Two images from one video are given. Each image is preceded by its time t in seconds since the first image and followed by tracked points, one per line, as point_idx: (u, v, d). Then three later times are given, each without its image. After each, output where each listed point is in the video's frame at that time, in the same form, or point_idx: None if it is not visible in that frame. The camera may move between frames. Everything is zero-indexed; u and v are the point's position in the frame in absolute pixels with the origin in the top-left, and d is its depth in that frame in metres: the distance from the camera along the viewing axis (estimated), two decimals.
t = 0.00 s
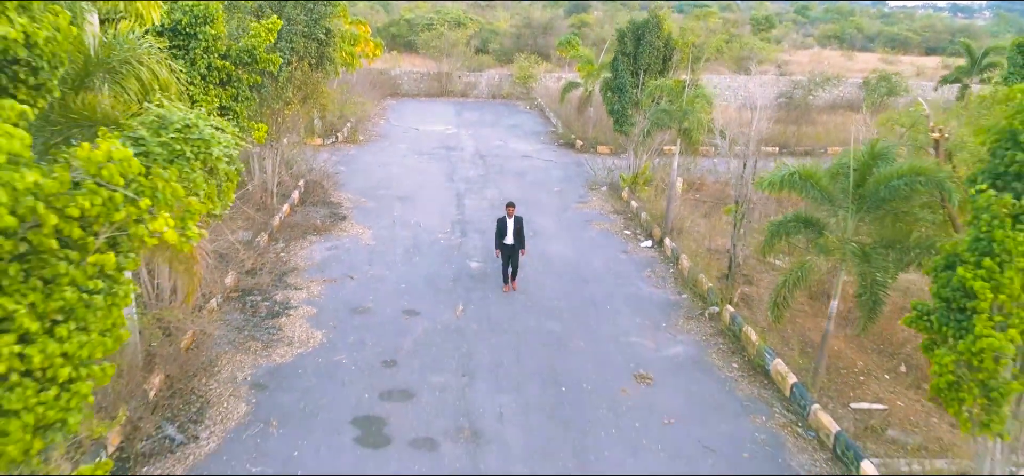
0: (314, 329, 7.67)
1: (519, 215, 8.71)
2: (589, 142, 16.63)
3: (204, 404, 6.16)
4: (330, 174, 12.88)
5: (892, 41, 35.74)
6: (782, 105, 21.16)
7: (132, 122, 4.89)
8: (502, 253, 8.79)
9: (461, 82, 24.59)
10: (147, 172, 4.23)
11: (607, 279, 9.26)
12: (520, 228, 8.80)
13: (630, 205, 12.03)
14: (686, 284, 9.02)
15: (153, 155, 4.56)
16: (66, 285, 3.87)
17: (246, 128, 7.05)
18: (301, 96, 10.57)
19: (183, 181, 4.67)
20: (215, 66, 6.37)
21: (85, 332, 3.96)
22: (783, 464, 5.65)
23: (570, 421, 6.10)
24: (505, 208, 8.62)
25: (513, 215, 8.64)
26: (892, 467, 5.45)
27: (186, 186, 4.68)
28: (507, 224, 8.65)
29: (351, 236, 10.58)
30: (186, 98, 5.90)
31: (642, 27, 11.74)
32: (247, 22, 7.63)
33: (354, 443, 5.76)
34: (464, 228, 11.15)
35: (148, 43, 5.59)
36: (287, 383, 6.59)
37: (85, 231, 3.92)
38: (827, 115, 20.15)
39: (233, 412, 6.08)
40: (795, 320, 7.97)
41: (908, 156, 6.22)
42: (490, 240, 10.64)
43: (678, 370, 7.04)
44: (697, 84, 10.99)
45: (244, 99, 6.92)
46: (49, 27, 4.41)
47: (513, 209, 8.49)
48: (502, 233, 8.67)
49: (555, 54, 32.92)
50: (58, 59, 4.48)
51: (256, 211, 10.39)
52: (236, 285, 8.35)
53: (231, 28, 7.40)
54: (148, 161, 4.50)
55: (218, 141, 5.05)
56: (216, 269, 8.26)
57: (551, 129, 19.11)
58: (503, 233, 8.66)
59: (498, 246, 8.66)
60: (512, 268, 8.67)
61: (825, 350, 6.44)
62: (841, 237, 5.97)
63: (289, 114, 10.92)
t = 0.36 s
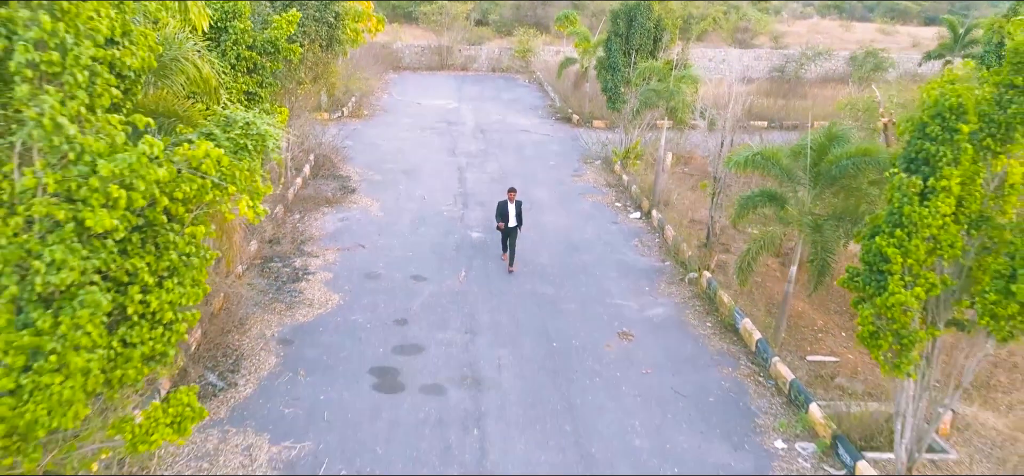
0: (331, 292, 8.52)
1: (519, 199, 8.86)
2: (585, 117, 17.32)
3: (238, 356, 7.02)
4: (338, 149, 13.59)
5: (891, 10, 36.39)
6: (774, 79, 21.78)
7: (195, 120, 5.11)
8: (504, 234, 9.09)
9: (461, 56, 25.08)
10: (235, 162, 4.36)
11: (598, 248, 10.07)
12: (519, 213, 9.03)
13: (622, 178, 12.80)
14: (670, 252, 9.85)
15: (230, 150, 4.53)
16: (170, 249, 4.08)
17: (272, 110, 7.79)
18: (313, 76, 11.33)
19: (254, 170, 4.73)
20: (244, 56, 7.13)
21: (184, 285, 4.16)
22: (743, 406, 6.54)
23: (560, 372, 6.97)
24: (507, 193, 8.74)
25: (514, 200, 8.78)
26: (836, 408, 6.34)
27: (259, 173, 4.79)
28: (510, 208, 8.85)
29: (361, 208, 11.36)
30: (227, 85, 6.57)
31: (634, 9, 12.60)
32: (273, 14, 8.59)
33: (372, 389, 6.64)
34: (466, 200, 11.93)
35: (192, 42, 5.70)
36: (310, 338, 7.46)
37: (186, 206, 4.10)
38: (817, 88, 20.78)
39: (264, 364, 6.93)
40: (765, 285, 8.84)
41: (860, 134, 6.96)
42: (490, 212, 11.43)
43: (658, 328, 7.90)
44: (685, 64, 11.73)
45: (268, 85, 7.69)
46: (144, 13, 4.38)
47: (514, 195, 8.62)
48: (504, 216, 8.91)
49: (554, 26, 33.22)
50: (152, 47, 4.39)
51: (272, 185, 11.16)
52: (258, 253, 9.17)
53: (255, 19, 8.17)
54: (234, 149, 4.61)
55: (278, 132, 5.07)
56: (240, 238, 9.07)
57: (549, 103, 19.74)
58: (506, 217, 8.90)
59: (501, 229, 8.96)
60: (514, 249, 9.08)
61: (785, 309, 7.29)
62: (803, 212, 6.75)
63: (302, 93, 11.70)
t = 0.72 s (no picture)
0: (336, 280, 8.78)
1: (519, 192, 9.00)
2: (584, 109, 17.51)
3: (247, 342, 7.28)
4: (340, 141, 13.81)
5: (891, 0, 36.65)
6: (771, 71, 21.96)
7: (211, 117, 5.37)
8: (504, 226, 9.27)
9: (461, 47, 25.21)
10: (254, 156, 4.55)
11: (595, 238, 10.32)
12: (519, 205, 9.19)
13: (619, 170, 13.04)
14: (665, 242, 10.10)
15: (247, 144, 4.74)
16: (194, 238, 4.26)
17: (279, 103, 8.02)
18: (315, 70, 11.57)
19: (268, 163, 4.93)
20: (251, 52, 7.37)
21: (206, 271, 4.33)
22: (733, 389, 6.81)
23: (557, 357, 7.24)
24: (507, 187, 8.86)
25: (514, 194, 8.92)
26: (821, 391, 6.61)
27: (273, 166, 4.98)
28: (510, 201, 9.01)
29: (363, 199, 11.60)
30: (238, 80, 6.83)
31: (631, 3, 12.82)
32: (278, 11, 8.83)
33: (376, 373, 6.91)
34: (466, 191, 12.16)
35: (204, 39, 5.92)
36: (316, 325, 7.72)
37: (208, 197, 4.30)
38: (814, 79, 20.97)
39: (272, 349, 7.20)
40: (757, 274, 9.11)
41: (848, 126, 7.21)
42: (489, 202, 11.67)
43: (653, 316, 8.16)
44: (681, 57, 11.97)
45: (275, 80, 7.91)
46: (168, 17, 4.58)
47: (514, 189, 8.76)
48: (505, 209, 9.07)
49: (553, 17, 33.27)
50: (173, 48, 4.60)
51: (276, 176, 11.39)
52: (264, 243, 9.42)
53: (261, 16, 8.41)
54: (251, 144, 4.83)
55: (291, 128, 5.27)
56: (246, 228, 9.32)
57: (548, 95, 19.92)
58: (506, 210, 9.07)
59: (501, 221, 9.14)
60: (514, 241, 9.28)
61: (774, 297, 7.55)
62: (791, 202, 7.04)
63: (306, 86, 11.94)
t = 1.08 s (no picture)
0: (340, 268, 9.04)
1: (519, 183, 9.22)
2: (582, 100, 17.72)
3: (256, 327, 7.56)
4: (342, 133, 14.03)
5: None
6: (769, 62, 22.11)
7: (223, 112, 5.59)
8: (503, 217, 9.49)
9: (461, 39, 25.33)
10: (269, 150, 4.74)
11: (592, 228, 10.58)
12: (519, 197, 9.39)
13: (617, 161, 13.28)
14: (661, 231, 10.35)
15: (262, 137, 4.99)
16: (214, 226, 4.39)
17: (286, 97, 8.26)
18: (319, 62, 11.78)
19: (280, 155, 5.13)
20: (258, 47, 7.60)
21: (225, 257, 4.47)
22: (722, 373, 7.10)
23: (555, 342, 7.52)
24: (506, 179, 9.09)
25: (514, 186, 9.15)
26: (807, 374, 6.90)
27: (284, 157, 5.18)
28: (510, 192, 9.23)
29: (366, 189, 11.84)
30: (246, 75, 7.06)
31: None
32: (284, 5, 9.05)
33: (381, 357, 7.19)
34: (466, 182, 12.41)
35: (215, 36, 6.14)
36: (322, 311, 8.00)
37: (226, 189, 4.46)
38: (811, 71, 21.13)
39: (280, 334, 7.47)
40: (749, 262, 9.38)
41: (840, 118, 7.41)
42: (489, 193, 11.91)
43: (648, 303, 8.43)
44: (677, 50, 12.21)
45: (280, 74, 8.11)
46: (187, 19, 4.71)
47: (513, 181, 8.97)
48: (505, 200, 9.28)
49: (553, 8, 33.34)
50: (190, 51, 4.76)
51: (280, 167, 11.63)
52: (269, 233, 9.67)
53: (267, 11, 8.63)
54: (264, 140, 5.05)
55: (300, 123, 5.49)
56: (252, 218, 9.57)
57: (547, 86, 20.10)
58: (506, 201, 9.28)
59: (500, 212, 9.36)
60: (513, 231, 9.52)
61: (764, 285, 7.82)
62: (780, 193, 7.31)
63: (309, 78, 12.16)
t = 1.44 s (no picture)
0: (345, 257, 9.31)
1: (518, 174, 9.46)
2: (581, 92, 17.94)
3: (264, 313, 7.83)
4: (344, 124, 14.27)
5: None
6: (767, 54, 22.28)
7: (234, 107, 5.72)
8: (502, 207, 9.74)
9: (461, 30, 25.50)
10: (284, 142, 4.76)
11: (589, 218, 10.85)
12: (519, 187, 9.60)
13: (614, 152, 13.53)
14: (656, 221, 10.62)
15: (275, 132, 5.22)
16: (233, 215, 4.41)
17: (292, 90, 8.50)
18: (322, 55, 12.02)
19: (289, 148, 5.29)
20: (265, 42, 7.87)
21: (242, 244, 4.52)
22: (713, 356, 7.40)
23: (552, 328, 7.80)
24: (506, 170, 9.34)
25: (513, 176, 9.40)
26: (794, 357, 7.19)
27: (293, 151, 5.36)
28: (509, 182, 9.48)
29: (368, 180, 12.10)
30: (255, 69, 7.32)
31: None
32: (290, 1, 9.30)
33: (385, 341, 7.48)
34: (466, 173, 12.67)
35: (226, 33, 6.33)
36: (328, 298, 8.28)
37: (243, 180, 4.48)
38: (808, 62, 21.30)
39: (287, 320, 7.75)
40: (742, 251, 9.65)
41: (831, 111, 7.62)
42: (488, 184, 12.18)
43: (643, 291, 8.70)
44: (674, 43, 12.51)
45: (288, 69, 8.34)
46: (205, 16, 4.65)
47: (513, 172, 9.22)
48: (504, 191, 9.53)
49: None
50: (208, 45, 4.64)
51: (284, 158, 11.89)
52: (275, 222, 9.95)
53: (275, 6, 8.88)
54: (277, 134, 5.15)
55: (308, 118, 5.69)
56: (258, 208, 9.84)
57: (547, 77, 20.31)
58: (505, 191, 9.52)
59: (500, 202, 9.60)
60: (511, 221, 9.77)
61: (754, 272, 8.11)
62: (770, 184, 7.56)
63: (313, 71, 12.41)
